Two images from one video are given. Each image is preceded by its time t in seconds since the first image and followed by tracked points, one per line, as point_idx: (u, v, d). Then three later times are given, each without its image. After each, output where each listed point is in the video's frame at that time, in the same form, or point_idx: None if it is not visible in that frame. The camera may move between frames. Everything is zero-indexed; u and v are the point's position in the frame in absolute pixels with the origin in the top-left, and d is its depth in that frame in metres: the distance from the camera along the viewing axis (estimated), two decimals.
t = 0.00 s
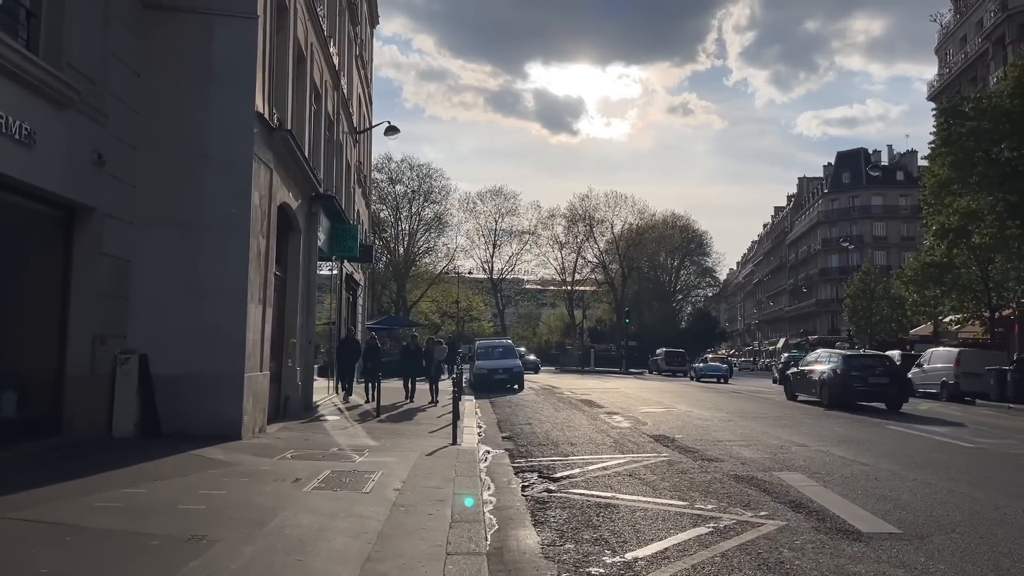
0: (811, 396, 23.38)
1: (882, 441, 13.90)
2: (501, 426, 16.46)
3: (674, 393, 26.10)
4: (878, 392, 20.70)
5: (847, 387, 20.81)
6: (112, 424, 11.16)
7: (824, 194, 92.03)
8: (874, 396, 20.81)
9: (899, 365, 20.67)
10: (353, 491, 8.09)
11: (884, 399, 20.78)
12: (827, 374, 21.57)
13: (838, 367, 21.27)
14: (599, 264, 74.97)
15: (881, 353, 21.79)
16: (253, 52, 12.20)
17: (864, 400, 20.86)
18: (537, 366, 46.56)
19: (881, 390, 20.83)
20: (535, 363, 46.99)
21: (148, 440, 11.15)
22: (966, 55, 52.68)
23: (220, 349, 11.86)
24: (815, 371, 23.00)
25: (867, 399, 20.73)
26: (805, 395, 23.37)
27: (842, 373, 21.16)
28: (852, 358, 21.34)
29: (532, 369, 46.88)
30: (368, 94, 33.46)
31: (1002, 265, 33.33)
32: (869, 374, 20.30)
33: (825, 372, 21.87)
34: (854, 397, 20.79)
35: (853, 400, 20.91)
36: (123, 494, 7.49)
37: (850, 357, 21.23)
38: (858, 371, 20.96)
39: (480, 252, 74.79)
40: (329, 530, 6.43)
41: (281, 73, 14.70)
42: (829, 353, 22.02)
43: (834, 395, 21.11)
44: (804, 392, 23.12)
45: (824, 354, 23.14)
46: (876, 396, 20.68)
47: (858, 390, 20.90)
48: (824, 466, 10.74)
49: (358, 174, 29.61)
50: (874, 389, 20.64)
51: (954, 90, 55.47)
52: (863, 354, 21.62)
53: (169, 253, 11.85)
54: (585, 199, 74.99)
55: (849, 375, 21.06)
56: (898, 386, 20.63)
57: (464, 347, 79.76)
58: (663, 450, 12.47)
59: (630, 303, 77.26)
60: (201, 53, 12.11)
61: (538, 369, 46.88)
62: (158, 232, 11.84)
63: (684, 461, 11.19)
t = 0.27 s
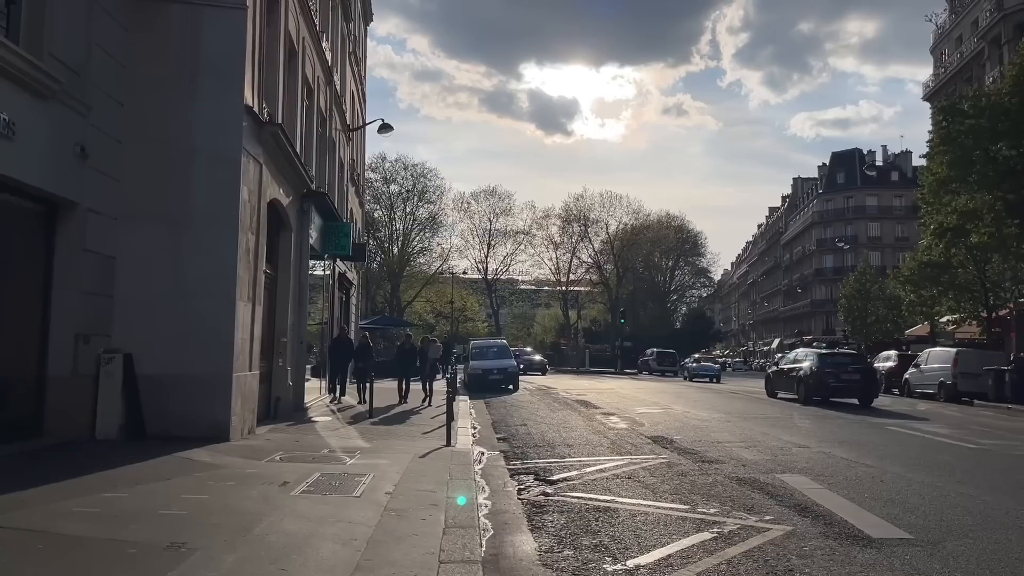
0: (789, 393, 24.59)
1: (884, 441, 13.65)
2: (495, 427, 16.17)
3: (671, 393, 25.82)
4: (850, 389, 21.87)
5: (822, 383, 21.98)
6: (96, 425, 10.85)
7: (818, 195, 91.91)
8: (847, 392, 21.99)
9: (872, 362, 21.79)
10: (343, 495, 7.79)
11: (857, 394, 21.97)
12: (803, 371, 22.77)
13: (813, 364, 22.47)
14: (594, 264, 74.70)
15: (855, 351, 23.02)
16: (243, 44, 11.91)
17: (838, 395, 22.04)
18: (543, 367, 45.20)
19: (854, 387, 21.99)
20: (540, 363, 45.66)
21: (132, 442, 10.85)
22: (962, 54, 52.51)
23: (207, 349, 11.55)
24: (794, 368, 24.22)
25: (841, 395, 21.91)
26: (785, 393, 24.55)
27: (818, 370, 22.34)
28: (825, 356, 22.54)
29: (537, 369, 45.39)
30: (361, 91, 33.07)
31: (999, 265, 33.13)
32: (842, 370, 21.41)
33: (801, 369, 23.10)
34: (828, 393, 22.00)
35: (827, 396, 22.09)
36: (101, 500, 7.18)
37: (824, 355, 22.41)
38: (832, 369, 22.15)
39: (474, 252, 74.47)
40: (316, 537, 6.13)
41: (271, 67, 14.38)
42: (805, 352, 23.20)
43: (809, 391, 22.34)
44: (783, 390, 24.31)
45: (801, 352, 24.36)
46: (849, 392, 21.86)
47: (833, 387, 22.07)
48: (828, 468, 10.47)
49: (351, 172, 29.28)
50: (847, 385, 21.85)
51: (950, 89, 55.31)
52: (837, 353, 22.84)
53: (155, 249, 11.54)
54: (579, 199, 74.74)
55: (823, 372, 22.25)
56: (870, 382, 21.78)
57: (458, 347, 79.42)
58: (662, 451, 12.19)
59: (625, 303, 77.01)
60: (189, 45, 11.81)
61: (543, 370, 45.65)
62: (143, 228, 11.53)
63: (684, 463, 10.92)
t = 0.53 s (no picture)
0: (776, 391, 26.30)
1: (890, 444, 13.37)
2: (494, 429, 15.87)
3: (670, 394, 25.52)
4: (829, 386, 23.53)
5: (802, 381, 23.76)
6: (81, 428, 10.52)
7: (816, 194, 91.68)
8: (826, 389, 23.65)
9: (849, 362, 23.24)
10: (334, 502, 7.46)
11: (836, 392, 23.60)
12: (785, 369, 24.49)
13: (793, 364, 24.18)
14: (591, 264, 74.41)
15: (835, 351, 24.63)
16: (234, 36, 11.58)
17: (817, 392, 23.73)
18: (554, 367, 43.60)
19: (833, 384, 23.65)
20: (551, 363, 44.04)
21: (120, 446, 10.52)
22: (962, 53, 52.26)
23: (198, 349, 11.22)
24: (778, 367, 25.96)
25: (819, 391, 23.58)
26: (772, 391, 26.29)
27: (798, 369, 24.06)
28: (805, 356, 24.23)
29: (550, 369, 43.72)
30: (357, 89, 32.74)
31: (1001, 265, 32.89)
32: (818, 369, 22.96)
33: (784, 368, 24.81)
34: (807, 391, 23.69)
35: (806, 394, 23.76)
36: (80, 508, 6.85)
37: (803, 355, 24.09)
38: (811, 368, 23.82)
39: (472, 252, 74.16)
40: (305, 549, 5.81)
41: (265, 61, 14.04)
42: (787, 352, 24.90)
43: (791, 388, 24.06)
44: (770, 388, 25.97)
45: (786, 352, 26.16)
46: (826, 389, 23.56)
47: (812, 384, 23.73)
48: (836, 472, 10.18)
49: (348, 170, 28.95)
50: (825, 382, 23.57)
51: (950, 88, 55.09)
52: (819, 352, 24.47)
53: (144, 247, 11.21)
54: (577, 198, 74.47)
55: (804, 370, 24.01)
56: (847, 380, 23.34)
57: (455, 347, 79.11)
58: (665, 454, 11.89)
59: (623, 303, 76.75)
60: (179, 37, 11.48)
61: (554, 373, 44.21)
62: (132, 225, 11.20)
63: (688, 467, 10.60)
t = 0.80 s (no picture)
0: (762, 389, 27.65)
1: (898, 446, 13.10)
2: (493, 430, 15.61)
3: (672, 395, 25.26)
4: (810, 384, 24.86)
5: (784, 381, 25.16)
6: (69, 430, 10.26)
7: (817, 194, 91.42)
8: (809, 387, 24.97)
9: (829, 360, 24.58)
10: (328, 509, 7.19)
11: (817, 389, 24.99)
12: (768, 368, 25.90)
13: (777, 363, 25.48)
14: (591, 264, 74.15)
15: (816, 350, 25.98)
16: (228, 30, 11.31)
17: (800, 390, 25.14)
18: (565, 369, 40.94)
19: (814, 382, 24.98)
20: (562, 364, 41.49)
21: (109, 449, 10.25)
22: (964, 52, 52.00)
23: (190, 350, 10.95)
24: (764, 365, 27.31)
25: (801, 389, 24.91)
26: (757, 389, 27.65)
27: (781, 368, 25.46)
28: (789, 355, 25.55)
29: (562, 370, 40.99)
30: (356, 87, 32.47)
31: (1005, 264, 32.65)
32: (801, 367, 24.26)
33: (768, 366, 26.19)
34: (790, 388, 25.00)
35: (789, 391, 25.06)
36: (62, 515, 6.58)
37: (787, 355, 25.38)
38: (794, 367, 25.16)
39: (471, 252, 73.91)
40: (295, 559, 5.55)
41: (260, 56, 13.77)
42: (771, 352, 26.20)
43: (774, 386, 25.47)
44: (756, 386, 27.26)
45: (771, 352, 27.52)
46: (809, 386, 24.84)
47: (794, 382, 25.11)
48: (844, 476, 9.92)
49: (346, 169, 28.68)
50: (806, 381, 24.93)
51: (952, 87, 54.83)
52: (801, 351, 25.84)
53: (134, 245, 10.95)
54: (577, 198, 74.23)
55: (786, 370, 25.40)
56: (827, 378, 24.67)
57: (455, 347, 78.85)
58: (668, 457, 11.63)
59: (623, 303, 76.48)
60: (171, 30, 11.21)
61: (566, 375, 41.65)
62: (121, 222, 10.94)
63: (693, 471, 10.33)
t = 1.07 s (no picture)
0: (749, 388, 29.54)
1: (904, 447, 12.86)
2: (491, 431, 15.35)
3: (672, 396, 25.01)
4: (793, 382, 26.90)
5: (768, 378, 27.14)
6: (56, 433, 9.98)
7: (816, 194, 91.22)
8: (790, 384, 27.13)
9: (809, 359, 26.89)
10: (318, 514, 6.93)
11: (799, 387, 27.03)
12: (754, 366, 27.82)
13: (762, 362, 27.70)
14: (590, 264, 73.90)
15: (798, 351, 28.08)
16: (219, 22, 11.05)
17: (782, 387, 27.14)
18: (575, 371, 38.75)
19: (795, 380, 27.01)
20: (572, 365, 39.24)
21: (97, 451, 9.98)
22: (964, 51, 51.81)
23: (180, 350, 10.68)
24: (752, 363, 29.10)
25: (784, 386, 27.13)
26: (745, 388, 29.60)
27: (766, 367, 27.46)
28: (772, 355, 27.71)
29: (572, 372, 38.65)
30: (353, 85, 32.18)
31: (1006, 264, 32.47)
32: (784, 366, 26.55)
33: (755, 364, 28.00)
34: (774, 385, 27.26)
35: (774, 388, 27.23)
36: (41, 521, 6.32)
37: (770, 354, 27.57)
38: (777, 365, 27.34)
39: (470, 252, 73.62)
40: (282, 568, 5.28)
41: (253, 51, 13.51)
42: (756, 352, 28.30)
43: (759, 383, 27.40)
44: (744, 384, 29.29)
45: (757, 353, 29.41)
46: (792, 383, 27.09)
47: (777, 380, 27.08)
48: (851, 478, 9.68)
49: (343, 168, 28.41)
50: (788, 378, 26.97)
51: (951, 87, 54.68)
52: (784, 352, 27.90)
53: (123, 242, 10.67)
54: (576, 198, 74.00)
55: (770, 368, 27.39)
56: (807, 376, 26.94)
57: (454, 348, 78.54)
58: (670, 459, 11.37)
59: (622, 304, 76.25)
60: (162, 23, 10.96)
61: (576, 377, 39.43)
62: (110, 218, 10.67)
63: (695, 474, 10.08)
